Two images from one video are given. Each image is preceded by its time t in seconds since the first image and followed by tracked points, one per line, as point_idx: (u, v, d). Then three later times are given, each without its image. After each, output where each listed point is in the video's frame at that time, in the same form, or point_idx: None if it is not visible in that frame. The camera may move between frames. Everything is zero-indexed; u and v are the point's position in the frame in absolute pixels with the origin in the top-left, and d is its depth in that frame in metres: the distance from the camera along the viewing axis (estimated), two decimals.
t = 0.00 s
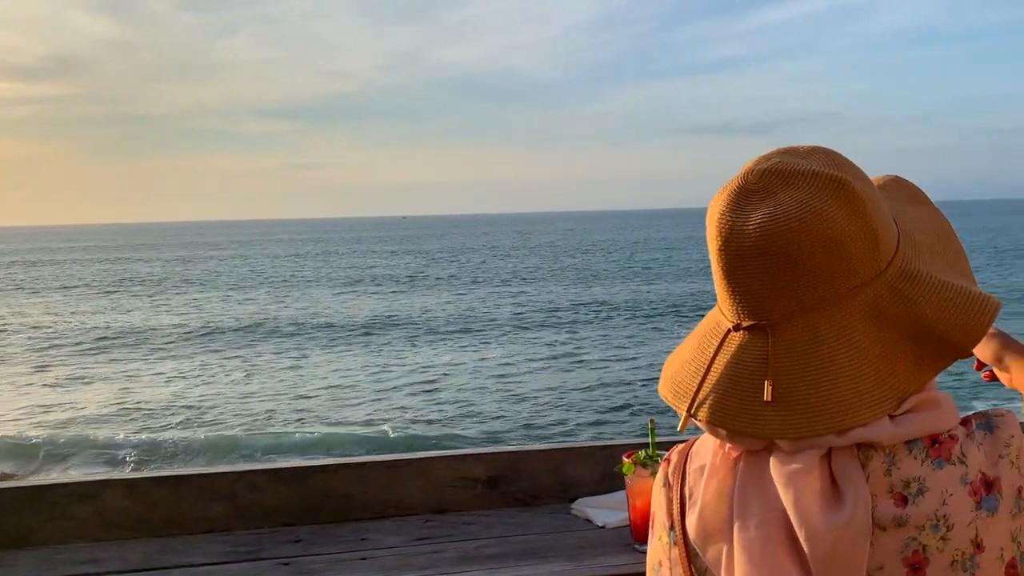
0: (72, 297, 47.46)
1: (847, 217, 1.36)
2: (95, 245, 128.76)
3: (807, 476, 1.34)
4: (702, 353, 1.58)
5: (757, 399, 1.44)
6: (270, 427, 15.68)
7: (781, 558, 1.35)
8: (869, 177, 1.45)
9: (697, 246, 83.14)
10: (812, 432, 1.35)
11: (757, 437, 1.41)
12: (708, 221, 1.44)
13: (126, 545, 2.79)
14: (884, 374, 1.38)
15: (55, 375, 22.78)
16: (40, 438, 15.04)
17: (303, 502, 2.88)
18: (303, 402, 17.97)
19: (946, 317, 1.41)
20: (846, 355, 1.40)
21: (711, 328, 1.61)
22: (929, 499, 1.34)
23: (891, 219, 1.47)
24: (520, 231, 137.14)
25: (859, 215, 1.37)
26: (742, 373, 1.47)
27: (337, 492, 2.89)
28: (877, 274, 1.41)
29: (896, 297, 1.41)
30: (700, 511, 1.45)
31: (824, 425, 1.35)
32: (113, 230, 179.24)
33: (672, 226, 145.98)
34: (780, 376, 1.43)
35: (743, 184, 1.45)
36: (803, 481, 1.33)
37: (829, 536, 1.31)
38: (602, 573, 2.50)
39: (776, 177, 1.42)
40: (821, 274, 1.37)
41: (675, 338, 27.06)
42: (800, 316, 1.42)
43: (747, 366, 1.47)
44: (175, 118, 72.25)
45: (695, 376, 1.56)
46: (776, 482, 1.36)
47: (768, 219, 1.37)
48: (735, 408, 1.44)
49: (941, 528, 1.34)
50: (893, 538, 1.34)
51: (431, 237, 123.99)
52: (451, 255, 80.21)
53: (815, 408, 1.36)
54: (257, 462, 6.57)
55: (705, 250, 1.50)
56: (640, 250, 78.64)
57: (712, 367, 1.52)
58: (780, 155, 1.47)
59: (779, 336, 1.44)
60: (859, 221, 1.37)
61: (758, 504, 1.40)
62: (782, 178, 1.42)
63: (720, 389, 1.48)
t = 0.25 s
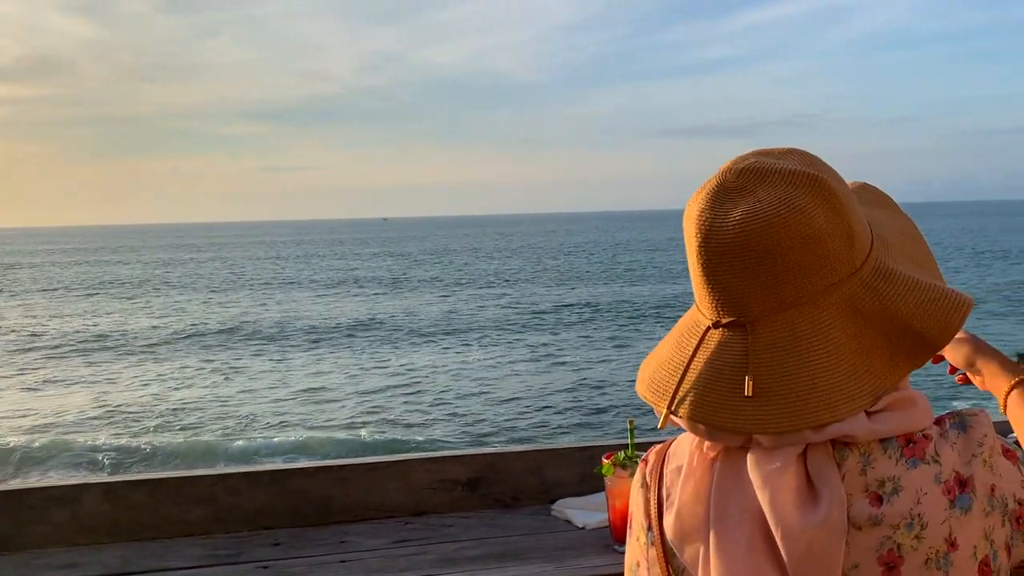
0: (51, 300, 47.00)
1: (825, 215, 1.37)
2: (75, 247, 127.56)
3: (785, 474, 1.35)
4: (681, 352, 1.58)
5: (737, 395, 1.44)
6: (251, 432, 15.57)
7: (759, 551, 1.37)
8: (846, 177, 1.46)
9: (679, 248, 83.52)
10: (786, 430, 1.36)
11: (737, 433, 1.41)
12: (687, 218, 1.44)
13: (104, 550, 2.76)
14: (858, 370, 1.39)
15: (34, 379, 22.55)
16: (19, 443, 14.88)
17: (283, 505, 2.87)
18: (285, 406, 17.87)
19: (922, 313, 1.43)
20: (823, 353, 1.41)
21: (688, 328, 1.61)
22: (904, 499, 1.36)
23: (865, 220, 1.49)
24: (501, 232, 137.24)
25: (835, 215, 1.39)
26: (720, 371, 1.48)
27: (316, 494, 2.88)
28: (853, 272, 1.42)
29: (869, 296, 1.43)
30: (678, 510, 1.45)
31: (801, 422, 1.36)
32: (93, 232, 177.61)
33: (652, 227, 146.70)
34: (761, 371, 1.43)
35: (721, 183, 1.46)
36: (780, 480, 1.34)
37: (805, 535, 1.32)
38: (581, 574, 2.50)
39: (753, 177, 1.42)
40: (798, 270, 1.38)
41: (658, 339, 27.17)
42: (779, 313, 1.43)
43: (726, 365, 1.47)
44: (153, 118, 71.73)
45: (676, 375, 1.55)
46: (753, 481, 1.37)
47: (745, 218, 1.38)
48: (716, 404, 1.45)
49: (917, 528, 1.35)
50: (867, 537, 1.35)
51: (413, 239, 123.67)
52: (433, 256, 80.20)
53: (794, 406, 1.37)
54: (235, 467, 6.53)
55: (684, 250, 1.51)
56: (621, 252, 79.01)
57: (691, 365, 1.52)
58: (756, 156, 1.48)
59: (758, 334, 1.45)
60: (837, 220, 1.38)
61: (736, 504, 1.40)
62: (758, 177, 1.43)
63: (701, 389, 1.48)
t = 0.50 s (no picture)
0: (27, 303, 46.50)
1: (793, 215, 1.37)
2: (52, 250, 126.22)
3: (753, 473, 1.36)
4: (652, 352, 1.57)
5: (710, 395, 1.44)
6: (229, 437, 15.45)
7: (731, 551, 1.37)
8: (813, 179, 1.47)
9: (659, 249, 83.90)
10: (758, 429, 1.37)
11: (709, 432, 1.42)
12: (659, 219, 1.44)
13: (77, 555, 2.74)
14: (828, 368, 1.40)
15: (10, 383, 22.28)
16: None
17: (258, 508, 2.86)
18: (264, 409, 17.75)
19: (890, 312, 1.44)
20: (791, 353, 1.41)
21: (659, 328, 1.61)
22: (873, 497, 1.37)
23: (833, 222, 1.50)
24: (481, 234, 137.22)
25: (803, 214, 1.40)
26: (693, 371, 1.48)
27: (291, 497, 2.86)
28: (821, 272, 1.43)
29: (840, 294, 1.44)
30: (652, 512, 1.46)
31: (772, 421, 1.37)
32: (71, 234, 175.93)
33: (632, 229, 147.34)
34: (733, 370, 1.43)
35: (690, 184, 1.46)
36: (750, 480, 1.35)
37: (775, 535, 1.33)
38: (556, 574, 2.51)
39: (722, 178, 1.43)
40: (768, 270, 1.39)
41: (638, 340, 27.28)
42: (750, 312, 1.43)
43: (697, 366, 1.48)
44: (129, 119, 71.06)
45: (648, 374, 1.55)
46: (724, 481, 1.37)
47: (716, 218, 1.38)
48: (688, 404, 1.45)
49: (884, 526, 1.36)
50: (839, 536, 1.36)
51: (394, 240, 123.35)
52: (413, 258, 80.03)
53: (766, 405, 1.38)
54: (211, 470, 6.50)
55: (656, 250, 1.50)
56: (601, 253, 79.26)
57: (664, 365, 1.51)
58: (725, 159, 1.49)
59: (727, 335, 1.45)
60: (805, 221, 1.39)
61: (709, 504, 1.41)
62: (728, 178, 1.44)
63: (673, 388, 1.48)
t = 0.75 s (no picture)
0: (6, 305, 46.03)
1: (764, 215, 1.38)
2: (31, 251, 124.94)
3: (725, 472, 1.36)
4: (626, 352, 1.57)
5: (683, 394, 1.44)
6: (207, 442, 15.31)
7: (706, 548, 1.37)
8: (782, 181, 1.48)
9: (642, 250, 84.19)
10: (735, 425, 1.37)
11: (683, 430, 1.42)
12: (633, 218, 1.44)
13: (48, 561, 2.71)
14: (798, 365, 1.41)
15: None
16: None
17: (231, 512, 2.84)
18: (243, 413, 17.61)
19: (859, 312, 1.45)
20: (765, 351, 1.42)
21: (633, 326, 1.61)
22: (844, 493, 1.38)
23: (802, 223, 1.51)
24: (463, 235, 137.17)
25: (775, 216, 1.40)
26: (665, 371, 1.48)
27: (265, 499, 2.85)
28: (790, 272, 1.44)
29: (808, 292, 1.44)
30: (625, 512, 1.46)
31: (745, 419, 1.37)
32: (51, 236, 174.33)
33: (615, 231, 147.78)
34: (707, 368, 1.44)
35: (664, 185, 1.47)
36: (722, 477, 1.36)
37: (746, 532, 1.33)
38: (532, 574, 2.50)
39: (692, 180, 1.44)
40: (740, 270, 1.40)
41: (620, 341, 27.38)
42: (721, 312, 1.44)
43: (672, 364, 1.47)
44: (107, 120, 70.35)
45: (623, 373, 1.54)
46: (697, 481, 1.37)
47: (689, 219, 1.39)
48: (662, 401, 1.45)
49: (855, 522, 1.37)
50: (808, 534, 1.37)
51: (377, 242, 123.16)
52: (394, 259, 79.83)
53: (740, 400, 1.38)
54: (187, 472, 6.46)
55: (631, 249, 1.51)
56: (582, 254, 79.42)
57: (638, 365, 1.51)
58: (698, 158, 1.49)
59: (703, 332, 1.45)
60: (777, 221, 1.40)
61: (681, 503, 1.41)
62: (698, 181, 1.45)
63: (647, 386, 1.47)
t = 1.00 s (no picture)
0: None
1: (734, 216, 1.39)
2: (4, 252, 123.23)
3: (696, 469, 1.36)
4: (597, 352, 1.56)
5: (653, 391, 1.44)
6: (182, 447, 15.17)
7: (675, 545, 1.37)
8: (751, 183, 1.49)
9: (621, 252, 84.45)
10: (703, 422, 1.37)
11: (654, 428, 1.42)
12: (603, 218, 1.44)
13: (15, 565, 2.68)
14: (767, 363, 1.41)
15: None
16: None
17: (201, 515, 2.81)
18: (219, 417, 17.47)
19: (826, 311, 1.46)
20: (734, 349, 1.42)
21: (604, 327, 1.61)
22: (812, 490, 1.38)
23: (771, 224, 1.52)
24: (442, 236, 136.95)
25: (744, 217, 1.41)
26: (637, 369, 1.47)
27: (236, 502, 2.83)
28: (759, 272, 1.45)
29: (778, 292, 1.45)
30: (596, 510, 1.46)
31: (715, 415, 1.38)
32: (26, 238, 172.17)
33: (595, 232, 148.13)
34: (676, 367, 1.44)
35: (634, 186, 1.47)
36: (692, 475, 1.36)
37: (716, 528, 1.33)
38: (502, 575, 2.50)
39: (663, 180, 1.44)
40: (709, 269, 1.40)
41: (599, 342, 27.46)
42: (692, 310, 1.44)
43: (641, 362, 1.47)
44: (81, 120, 69.51)
45: (594, 371, 1.54)
46: (668, 478, 1.37)
47: (661, 217, 1.39)
48: (632, 399, 1.45)
49: (824, 520, 1.37)
50: (777, 531, 1.37)
51: (357, 243, 122.70)
52: (372, 261, 79.56)
53: (710, 397, 1.39)
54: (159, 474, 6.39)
55: (602, 250, 1.51)
56: (560, 255, 79.52)
57: (608, 365, 1.51)
58: (666, 161, 1.50)
59: (673, 332, 1.46)
60: (746, 222, 1.41)
61: (650, 501, 1.40)
62: (669, 181, 1.45)
63: (617, 385, 1.47)
